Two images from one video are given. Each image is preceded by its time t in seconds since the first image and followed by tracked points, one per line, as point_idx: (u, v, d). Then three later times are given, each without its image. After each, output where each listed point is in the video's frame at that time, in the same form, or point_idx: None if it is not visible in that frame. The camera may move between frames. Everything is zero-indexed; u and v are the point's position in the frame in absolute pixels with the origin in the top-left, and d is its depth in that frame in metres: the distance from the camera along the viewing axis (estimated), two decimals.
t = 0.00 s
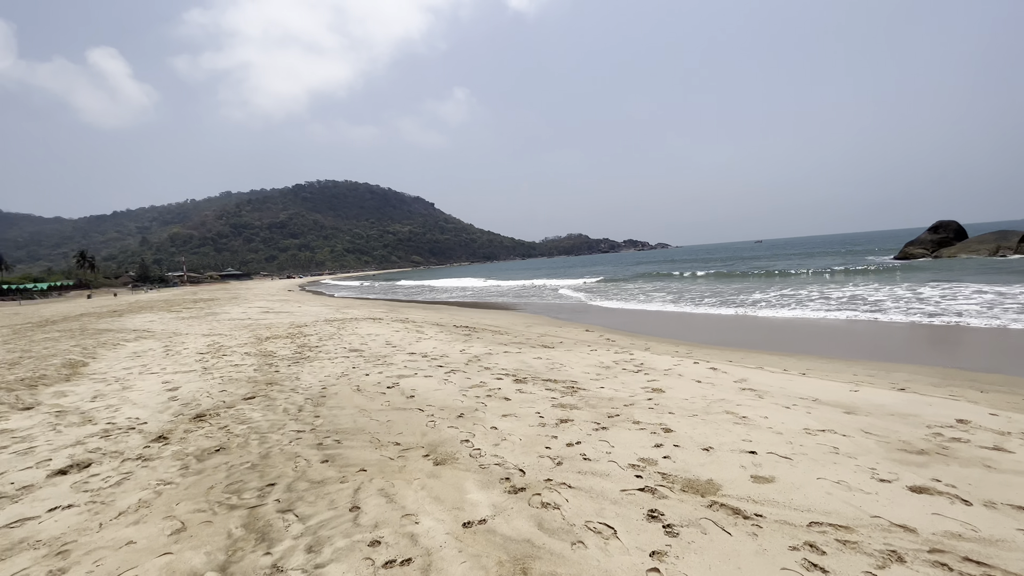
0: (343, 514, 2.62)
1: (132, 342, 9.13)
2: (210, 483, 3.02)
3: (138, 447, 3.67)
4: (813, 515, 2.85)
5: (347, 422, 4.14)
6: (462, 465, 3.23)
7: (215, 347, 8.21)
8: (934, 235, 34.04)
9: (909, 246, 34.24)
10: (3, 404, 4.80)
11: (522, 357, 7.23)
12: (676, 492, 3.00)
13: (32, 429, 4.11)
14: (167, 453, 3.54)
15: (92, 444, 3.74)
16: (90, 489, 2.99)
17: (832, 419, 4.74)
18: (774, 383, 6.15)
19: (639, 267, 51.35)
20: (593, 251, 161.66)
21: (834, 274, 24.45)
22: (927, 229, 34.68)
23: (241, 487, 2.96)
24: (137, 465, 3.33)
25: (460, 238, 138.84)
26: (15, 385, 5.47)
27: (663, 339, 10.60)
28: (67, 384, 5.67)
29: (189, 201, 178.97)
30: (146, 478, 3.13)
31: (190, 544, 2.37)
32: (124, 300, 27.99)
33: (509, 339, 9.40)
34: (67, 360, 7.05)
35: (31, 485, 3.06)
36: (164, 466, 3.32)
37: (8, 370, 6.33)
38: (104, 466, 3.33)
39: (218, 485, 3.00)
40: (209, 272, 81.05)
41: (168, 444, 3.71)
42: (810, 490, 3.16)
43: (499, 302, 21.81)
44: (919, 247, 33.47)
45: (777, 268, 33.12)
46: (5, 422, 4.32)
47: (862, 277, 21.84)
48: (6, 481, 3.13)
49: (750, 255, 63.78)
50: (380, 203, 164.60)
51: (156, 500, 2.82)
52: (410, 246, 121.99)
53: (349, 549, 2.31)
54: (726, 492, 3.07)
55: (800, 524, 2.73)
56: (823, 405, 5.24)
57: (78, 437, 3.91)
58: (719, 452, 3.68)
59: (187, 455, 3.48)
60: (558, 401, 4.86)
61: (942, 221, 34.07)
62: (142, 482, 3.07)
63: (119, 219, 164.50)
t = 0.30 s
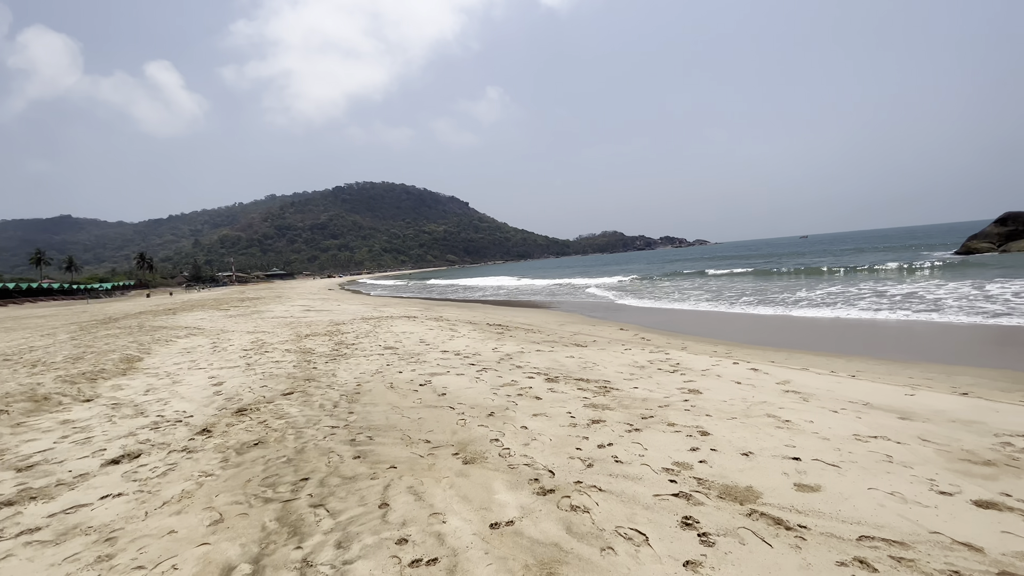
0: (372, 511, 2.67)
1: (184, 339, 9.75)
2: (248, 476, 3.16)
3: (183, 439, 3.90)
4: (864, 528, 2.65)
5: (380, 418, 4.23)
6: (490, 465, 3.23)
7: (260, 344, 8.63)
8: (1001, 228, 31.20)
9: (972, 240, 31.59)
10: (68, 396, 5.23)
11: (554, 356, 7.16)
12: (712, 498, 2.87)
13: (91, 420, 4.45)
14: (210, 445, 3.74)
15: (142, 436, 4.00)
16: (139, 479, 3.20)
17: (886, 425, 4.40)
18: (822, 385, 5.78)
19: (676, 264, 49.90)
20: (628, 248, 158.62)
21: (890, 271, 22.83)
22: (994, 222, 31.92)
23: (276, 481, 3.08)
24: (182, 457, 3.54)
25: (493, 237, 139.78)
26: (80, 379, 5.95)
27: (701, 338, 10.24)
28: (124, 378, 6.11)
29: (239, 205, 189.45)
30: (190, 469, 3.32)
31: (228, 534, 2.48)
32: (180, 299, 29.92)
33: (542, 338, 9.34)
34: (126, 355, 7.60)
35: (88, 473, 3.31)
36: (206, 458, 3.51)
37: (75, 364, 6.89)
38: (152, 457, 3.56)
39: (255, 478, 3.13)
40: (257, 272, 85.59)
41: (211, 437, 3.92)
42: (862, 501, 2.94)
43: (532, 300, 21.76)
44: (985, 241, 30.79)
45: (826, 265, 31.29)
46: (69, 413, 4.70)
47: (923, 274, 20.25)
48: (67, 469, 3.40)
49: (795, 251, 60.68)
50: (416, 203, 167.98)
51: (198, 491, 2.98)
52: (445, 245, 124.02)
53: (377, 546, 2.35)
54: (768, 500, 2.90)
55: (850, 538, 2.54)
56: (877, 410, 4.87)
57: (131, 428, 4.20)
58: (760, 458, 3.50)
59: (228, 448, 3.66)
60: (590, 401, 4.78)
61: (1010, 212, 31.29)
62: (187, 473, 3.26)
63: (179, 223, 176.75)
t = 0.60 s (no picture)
0: (405, 508, 2.70)
1: (228, 336, 10.21)
2: (286, 471, 3.27)
3: (226, 433, 4.09)
4: (924, 540, 2.46)
5: (413, 415, 4.29)
6: (522, 464, 3.21)
7: (299, 341, 8.95)
8: None
9: None
10: (124, 390, 5.59)
11: (585, 353, 7.06)
12: (755, 504, 2.74)
13: (143, 414, 4.74)
14: (251, 439, 3.90)
15: (189, 429, 4.22)
16: (186, 471, 3.37)
17: (947, 429, 4.08)
18: (872, 386, 5.43)
19: (712, 259, 48.35)
20: (661, 243, 154.99)
21: (949, 264, 21.24)
22: None
23: (313, 475, 3.17)
24: (225, 450, 3.71)
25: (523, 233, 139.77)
26: (134, 374, 6.35)
27: (739, 336, 9.85)
28: (173, 374, 6.47)
29: (279, 207, 197.67)
30: (232, 463, 3.47)
31: (268, 527, 2.57)
32: (225, 298, 31.48)
33: (574, 336, 9.24)
34: (175, 352, 8.05)
35: (140, 465, 3.52)
36: (247, 451, 3.66)
37: (130, 360, 7.36)
38: (197, 450, 3.74)
39: (293, 472, 3.24)
40: (296, 271, 89.05)
41: (252, 432, 4.09)
42: (922, 511, 2.73)
43: (562, 297, 21.59)
44: None
45: (876, 259, 29.43)
46: (124, 407, 5.01)
47: (988, 267, 18.71)
48: (122, 460, 3.63)
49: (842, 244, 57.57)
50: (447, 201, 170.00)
51: (240, 484, 3.11)
52: (475, 243, 125.03)
53: (410, 543, 2.37)
54: (816, 507, 2.74)
55: (909, 551, 2.37)
56: (936, 412, 4.53)
57: (179, 422, 4.44)
58: (806, 462, 3.31)
59: (268, 443, 3.81)
60: (623, 400, 4.68)
61: None
62: (230, 467, 3.40)
63: (224, 225, 186.14)
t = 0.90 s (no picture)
0: (432, 504, 2.72)
1: (259, 333, 10.55)
2: (316, 465, 3.34)
3: (258, 428, 4.21)
4: (975, 545, 2.32)
5: (438, 411, 4.33)
6: (548, 462, 3.19)
7: (326, 338, 9.16)
8: None
9: None
10: (162, 386, 5.83)
11: (610, 350, 6.97)
12: (789, 505, 2.65)
13: (180, 409, 4.93)
14: (282, 434, 4.00)
15: (223, 424, 4.36)
16: (221, 464, 3.49)
17: (997, 429, 3.85)
18: (913, 384, 5.17)
19: (739, 254, 47.11)
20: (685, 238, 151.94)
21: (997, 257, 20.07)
22: None
23: (341, 470, 3.23)
24: (258, 444, 3.82)
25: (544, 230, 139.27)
26: (171, 370, 6.62)
27: (769, 332, 9.55)
28: (208, 370, 6.72)
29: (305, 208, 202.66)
30: (264, 457, 3.56)
31: (299, 521, 2.63)
32: (256, 297, 32.49)
33: (598, 332, 9.16)
34: (209, 349, 8.36)
35: (177, 458, 3.65)
36: (279, 446, 3.76)
37: (167, 357, 7.68)
38: (231, 444, 3.86)
39: (322, 467, 3.31)
40: (322, 270, 91.24)
41: (283, 427, 4.20)
42: (972, 515, 2.58)
43: (584, 294, 21.42)
44: None
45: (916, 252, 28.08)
46: (162, 402, 5.22)
47: None
48: (160, 453, 3.78)
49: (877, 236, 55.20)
50: (467, 199, 170.81)
51: (272, 478, 3.20)
52: (496, 240, 125.36)
53: (437, 539, 2.38)
54: (855, 510, 2.63)
55: (958, 558, 2.24)
56: (985, 412, 4.28)
57: (213, 417, 4.60)
58: (844, 462, 3.18)
59: (298, 438, 3.90)
60: (649, 397, 4.60)
61: None
62: (262, 460, 3.50)
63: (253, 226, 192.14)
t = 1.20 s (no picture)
0: (453, 500, 2.73)
1: (282, 331, 10.78)
2: (339, 461, 3.40)
3: (283, 424, 4.30)
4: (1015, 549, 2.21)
5: (458, 408, 4.35)
6: (568, 459, 3.17)
7: (349, 336, 9.31)
8: None
9: None
10: (191, 383, 6.01)
11: (630, 347, 6.90)
12: (817, 505, 2.58)
13: (209, 405, 5.08)
14: (306, 430, 4.08)
15: (249, 420, 4.48)
16: (247, 459, 3.58)
17: None
18: (947, 381, 4.97)
19: (762, 249, 46.01)
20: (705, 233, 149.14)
21: None
22: None
23: (364, 466, 3.28)
24: (283, 440, 3.90)
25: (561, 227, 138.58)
26: (200, 367, 6.83)
27: (795, 328, 9.31)
28: (234, 367, 6.91)
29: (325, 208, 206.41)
30: (289, 452, 3.64)
31: (323, 515, 2.68)
32: (279, 295, 33.23)
33: (617, 329, 9.08)
34: (235, 347, 8.59)
35: (206, 453, 3.76)
36: (303, 442, 3.84)
37: (196, 354, 7.92)
38: (257, 440, 3.96)
39: (345, 463, 3.37)
40: (342, 269, 92.77)
41: (307, 423, 4.29)
42: (1013, 518, 2.45)
43: (602, 291, 21.26)
44: None
45: (951, 245, 26.94)
46: (191, 398, 5.39)
47: None
48: (190, 448, 3.90)
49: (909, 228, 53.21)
50: (483, 196, 171.03)
51: (297, 473, 3.27)
52: (512, 237, 125.35)
53: (458, 536, 2.39)
54: (887, 511, 2.54)
55: (999, 563, 2.13)
56: None
57: (239, 413, 4.72)
58: (874, 462, 3.08)
59: (321, 434, 3.98)
60: (670, 394, 4.53)
61: None
62: (287, 456, 3.58)
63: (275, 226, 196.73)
